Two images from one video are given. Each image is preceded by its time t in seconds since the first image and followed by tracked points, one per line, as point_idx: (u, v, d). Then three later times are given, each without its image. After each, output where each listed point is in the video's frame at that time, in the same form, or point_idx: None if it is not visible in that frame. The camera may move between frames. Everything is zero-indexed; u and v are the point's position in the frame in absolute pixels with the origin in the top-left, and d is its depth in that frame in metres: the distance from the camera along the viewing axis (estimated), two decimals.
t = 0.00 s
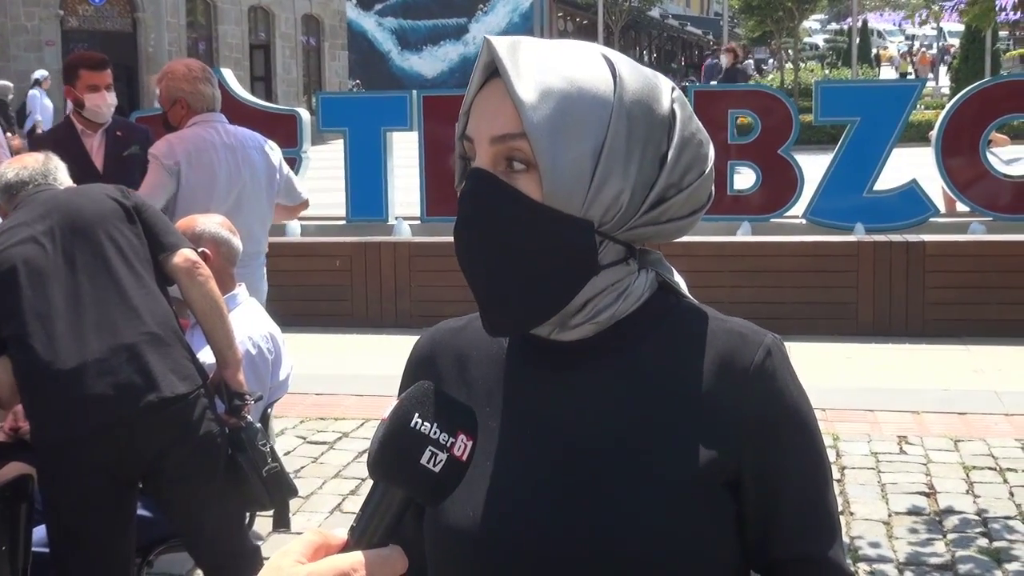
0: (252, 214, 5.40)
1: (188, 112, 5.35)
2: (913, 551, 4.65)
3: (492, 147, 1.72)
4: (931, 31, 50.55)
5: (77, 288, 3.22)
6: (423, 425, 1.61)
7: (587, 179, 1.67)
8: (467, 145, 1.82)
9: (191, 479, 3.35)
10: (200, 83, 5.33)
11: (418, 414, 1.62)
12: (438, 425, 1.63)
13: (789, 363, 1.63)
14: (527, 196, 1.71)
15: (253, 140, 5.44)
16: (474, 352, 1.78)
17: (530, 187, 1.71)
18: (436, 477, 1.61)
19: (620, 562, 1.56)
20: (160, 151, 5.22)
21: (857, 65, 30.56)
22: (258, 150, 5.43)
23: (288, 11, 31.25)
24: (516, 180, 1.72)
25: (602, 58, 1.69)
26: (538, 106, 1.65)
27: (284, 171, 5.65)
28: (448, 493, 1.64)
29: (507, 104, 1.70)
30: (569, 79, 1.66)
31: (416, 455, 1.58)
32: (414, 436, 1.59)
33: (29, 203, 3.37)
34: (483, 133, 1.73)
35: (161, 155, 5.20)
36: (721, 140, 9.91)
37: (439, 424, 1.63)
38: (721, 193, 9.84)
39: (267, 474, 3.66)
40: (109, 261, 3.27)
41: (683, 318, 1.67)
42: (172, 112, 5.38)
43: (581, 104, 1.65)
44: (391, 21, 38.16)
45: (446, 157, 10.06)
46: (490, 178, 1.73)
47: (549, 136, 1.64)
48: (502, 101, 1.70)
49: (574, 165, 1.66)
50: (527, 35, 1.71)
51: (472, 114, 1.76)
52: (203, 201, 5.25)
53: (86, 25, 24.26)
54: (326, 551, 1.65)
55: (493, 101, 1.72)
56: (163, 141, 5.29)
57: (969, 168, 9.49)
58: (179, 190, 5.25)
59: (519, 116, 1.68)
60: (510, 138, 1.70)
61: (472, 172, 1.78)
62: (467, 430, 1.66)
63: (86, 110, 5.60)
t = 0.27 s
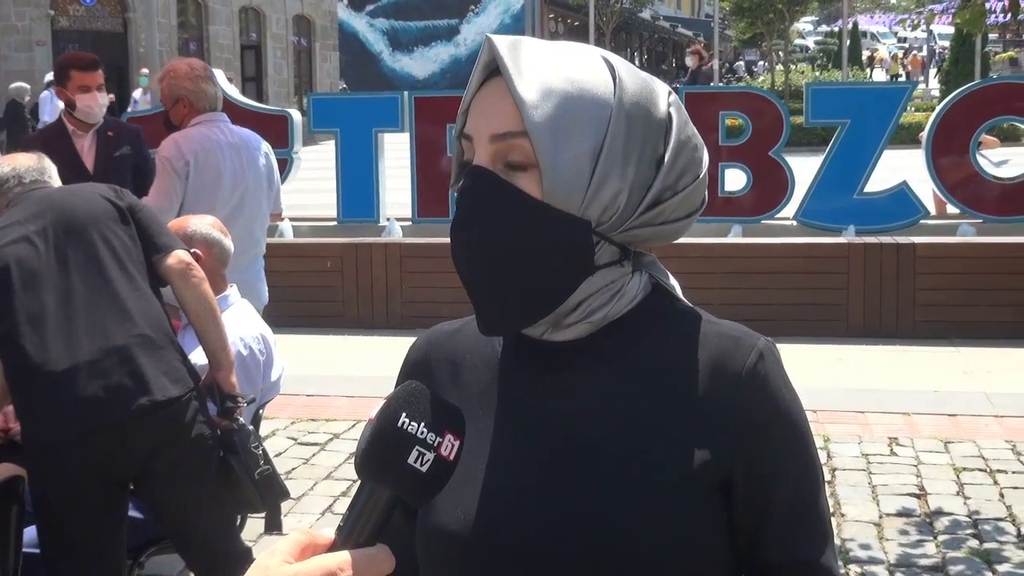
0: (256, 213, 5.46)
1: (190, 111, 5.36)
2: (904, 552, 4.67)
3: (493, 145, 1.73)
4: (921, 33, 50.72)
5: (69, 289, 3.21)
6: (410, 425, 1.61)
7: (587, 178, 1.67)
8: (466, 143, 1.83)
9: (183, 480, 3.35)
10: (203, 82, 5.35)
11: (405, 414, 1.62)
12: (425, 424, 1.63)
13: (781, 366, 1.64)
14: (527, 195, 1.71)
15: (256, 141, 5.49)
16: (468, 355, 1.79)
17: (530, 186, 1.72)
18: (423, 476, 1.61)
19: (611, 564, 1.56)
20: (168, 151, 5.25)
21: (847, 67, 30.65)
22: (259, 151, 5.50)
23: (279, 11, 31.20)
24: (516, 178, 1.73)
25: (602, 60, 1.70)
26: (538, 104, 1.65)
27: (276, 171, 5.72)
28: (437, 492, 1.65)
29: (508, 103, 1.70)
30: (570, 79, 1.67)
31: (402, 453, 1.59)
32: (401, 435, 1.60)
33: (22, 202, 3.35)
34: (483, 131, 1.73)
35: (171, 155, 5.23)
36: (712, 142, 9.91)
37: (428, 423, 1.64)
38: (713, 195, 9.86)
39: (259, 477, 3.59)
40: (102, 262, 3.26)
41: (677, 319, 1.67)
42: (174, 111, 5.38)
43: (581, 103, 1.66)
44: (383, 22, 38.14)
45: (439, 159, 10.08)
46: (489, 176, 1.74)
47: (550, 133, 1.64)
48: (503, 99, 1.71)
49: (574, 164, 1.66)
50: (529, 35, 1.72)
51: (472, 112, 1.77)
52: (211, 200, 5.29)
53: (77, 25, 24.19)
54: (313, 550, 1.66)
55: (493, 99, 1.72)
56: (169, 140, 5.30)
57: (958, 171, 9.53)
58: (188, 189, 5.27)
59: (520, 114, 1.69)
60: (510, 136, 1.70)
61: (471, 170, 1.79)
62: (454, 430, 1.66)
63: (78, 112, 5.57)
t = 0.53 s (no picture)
0: (261, 220, 5.47)
1: (191, 118, 5.36)
2: (902, 562, 4.67)
3: (506, 153, 1.75)
4: (917, 43, 50.84)
5: (72, 299, 3.21)
6: (407, 435, 1.62)
7: (600, 187, 1.69)
8: (476, 151, 1.84)
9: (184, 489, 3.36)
10: (203, 89, 5.33)
11: (403, 424, 1.63)
12: (422, 435, 1.65)
13: (786, 380, 1.64)
14: (541, 202, 1.73)
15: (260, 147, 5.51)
16: (471, 363, 1.80)
17: (544, 195, 1.74)
18: (419, 486, 1.62)
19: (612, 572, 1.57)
20: (174, 158, 5.26)
21: (844, 76, 30.74)
22: (263, 158, 5.51)
23: (278, 19, 31.26)
24: (529, 187, 1.75)
25: (614, 71, 1.73)
26: (554, 113, 1.67)
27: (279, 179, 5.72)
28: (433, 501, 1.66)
29: (523, 111, 1.72)
30: (585, 88, 1.69)
31: (399, 463, 1.60)
32: (398, 445, 1.61)
33: (22, 207, 3.35)
34: (497, 139, 1.75)
35: (178, 163, 5.24)
36: (710, 150, 9.95)
37: (424, 434, 1.65)
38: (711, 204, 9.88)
39: (261, 485, 3.54)
40: (104, 271, 3.27)
41: (681, 332, 1.68)
42: (177, 118, 5.39)
43: (596, 113, 1.68)
44: (381, 30, 38.19)
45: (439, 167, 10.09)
46: (502, 184, 1.76)
47: (566, 142, 1.66)
48: (518, 108, 1.73)
49: (588, 173, 1.68)
50: (543, 45, 1.74)
51: (485, 120, 1.79)
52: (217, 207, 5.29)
53: (76, 32, 24.23)
54: (310, 560, 1.67)
55: (508, 107, 1.74)
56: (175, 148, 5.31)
57: (955, 181, 9.54)
58: (194, 197, 5.29)
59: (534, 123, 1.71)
60: (525, 144, 1.72)
61: (482, 178, 1.81)
62: (451, 441, 1.69)
63: (77, 119, 5.58)
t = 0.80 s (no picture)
0: (255, 221, 5.46)
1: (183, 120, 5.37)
2: (904, 562, 4.67)
3: (507, 165, 1.76)
4: (917, 43, 50.81)
5: (76, 303, 3.22)
6: (413, 441, 1.62)
7: (603, 195, 1.70)
8: (477, 160, 1.85)
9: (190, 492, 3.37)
10: (193, 92, 5.28)
11: (410, 430, 1.63)
12: (429, 440, 1.64)
13: (795, 381, 1.65)
14: (544, 215, 1.75)
15: (253, 150, 5.48)
16: (481, 364, 1.83)
17: (547, 206, 1.76)
18: (425, 492, 1.62)
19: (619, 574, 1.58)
20: (165, 163, 5.29)
21: (844, 76, 30.74)
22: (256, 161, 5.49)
23: (278, 22, 31.28)
24: (531, 198, 1.76)
25: (611, 73, 1.72)
26: (552, 126, 1.68)
27: (277, 180, 5.71)
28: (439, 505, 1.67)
29: (521, 123, 1.73)
30: (582, 95, 1.69)
31: (405, 469, 1.61)
32: (404, 451, 1.61)
33: (25, 209, 3.34)
34: (497, 152, 1.76)
35: (166, 167, 5.27)
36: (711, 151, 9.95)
37: (431, 440, 1.65)
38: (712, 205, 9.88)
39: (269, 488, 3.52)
40: (109, 274, 3.27)
41: (688, 333, 1.68)
42: (172, 120, 5.42)
43: (595, 121, 1.68)
44: (381, 33, 38.18)
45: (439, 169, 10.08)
46: (506, 197, 1.77)
47: (566, 155, 1.67)
48: (516, 120, 1.73)
49: (590, 183, 1.70)
50: (537, 51, 1.73)
51: (484, 131, 1.79)
52: (208, 210, 5.30)
53: (76, 34, 24.24)
54: (316, 565, 1.67)
55: (506, 119, 1.74)
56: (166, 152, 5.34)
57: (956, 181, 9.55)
58: (184, 201, 5.29)
59: (533, 134, 1.71)
60: (525, 157, 1.73)
61: (485, 188, 1.82)
62: (458, 446, 1.68)
63: (78, 122, 5.59)
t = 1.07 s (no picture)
0: (235, 223, 5.47)
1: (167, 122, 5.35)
2: (904, 559, 4.68)
3: (505, 166, 1.76)
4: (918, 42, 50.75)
5: (75, 303, 3.22)
6: (413, 442, 1.71)
7: (601, 193, 1.71)
8: (477, 162, 1.86)
9: (190, 492, 3.38)
10: (174, 94, 5.24)
11: (409, 430, 1.72)
12: (428, 441, 1.73)
13: (795, 378, 1.64)
14: (542, 215, 1.76)
15: (234, 151, 5.48)
16: (484, 363, 1.83)
17: (545, 206, 1.76)
18: (425, 492, 1.71)
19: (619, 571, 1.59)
20: (144, 164, 5.28)
21: (844, 75, 30.72)
22: (238, 162, 5.48)
23: (278, 22, 31.27)
24: (530, 198, 1.77)
25: (607, 71, 1.72)
26: (548, 125, 1.68)
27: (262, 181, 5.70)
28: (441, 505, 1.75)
29: (517, 124, 1.73)
30: (578, 93, 1.69)
31: (405, 470, 1.70)
32: (404, 452, 1.70)
33: (24, 209, 3.35)
34: (495, 154, 1.77)
35: (144, 169, 5.26)
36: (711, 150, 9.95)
37: (431, 441, 1.74)
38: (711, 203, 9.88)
39: (267, 488, 3.59)
40: (107, 275, 3.27)
41: (687, 331, 1.68)
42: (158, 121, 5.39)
43: (591, 119, 1.68)
44: (381, 32, 38.16)
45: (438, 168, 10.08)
46: (504, 198, 1.78)
47: (563, 154, 1.68)
48: (513, 121, 1.74)
49: (587, 182, 1.70)
50: (532, 52, 1.74)
51: (482, 132, 1.80)
52: (187, 212, 5.30)
53: (75, 34, 24.25)
54: (316, 564, 1.80)
55: (503, 120, 1.75)
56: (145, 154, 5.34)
57: (957, 179, 9.55)
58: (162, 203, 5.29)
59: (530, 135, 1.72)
60: (523, 158, 1.74)
61: (484, 190, 1.83)
62: (458, 447, 1.75)
63: (76, 122, 5.58)
